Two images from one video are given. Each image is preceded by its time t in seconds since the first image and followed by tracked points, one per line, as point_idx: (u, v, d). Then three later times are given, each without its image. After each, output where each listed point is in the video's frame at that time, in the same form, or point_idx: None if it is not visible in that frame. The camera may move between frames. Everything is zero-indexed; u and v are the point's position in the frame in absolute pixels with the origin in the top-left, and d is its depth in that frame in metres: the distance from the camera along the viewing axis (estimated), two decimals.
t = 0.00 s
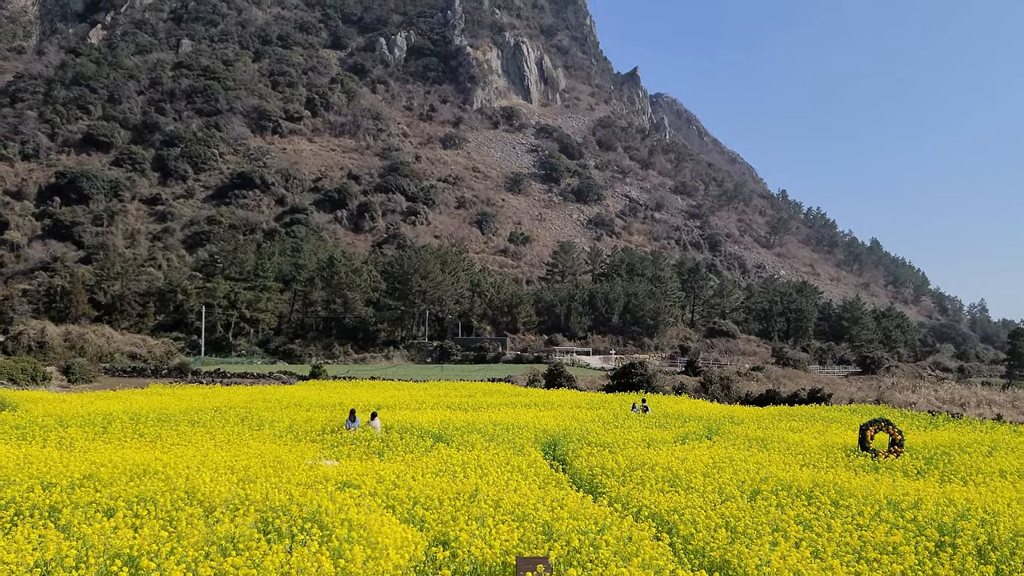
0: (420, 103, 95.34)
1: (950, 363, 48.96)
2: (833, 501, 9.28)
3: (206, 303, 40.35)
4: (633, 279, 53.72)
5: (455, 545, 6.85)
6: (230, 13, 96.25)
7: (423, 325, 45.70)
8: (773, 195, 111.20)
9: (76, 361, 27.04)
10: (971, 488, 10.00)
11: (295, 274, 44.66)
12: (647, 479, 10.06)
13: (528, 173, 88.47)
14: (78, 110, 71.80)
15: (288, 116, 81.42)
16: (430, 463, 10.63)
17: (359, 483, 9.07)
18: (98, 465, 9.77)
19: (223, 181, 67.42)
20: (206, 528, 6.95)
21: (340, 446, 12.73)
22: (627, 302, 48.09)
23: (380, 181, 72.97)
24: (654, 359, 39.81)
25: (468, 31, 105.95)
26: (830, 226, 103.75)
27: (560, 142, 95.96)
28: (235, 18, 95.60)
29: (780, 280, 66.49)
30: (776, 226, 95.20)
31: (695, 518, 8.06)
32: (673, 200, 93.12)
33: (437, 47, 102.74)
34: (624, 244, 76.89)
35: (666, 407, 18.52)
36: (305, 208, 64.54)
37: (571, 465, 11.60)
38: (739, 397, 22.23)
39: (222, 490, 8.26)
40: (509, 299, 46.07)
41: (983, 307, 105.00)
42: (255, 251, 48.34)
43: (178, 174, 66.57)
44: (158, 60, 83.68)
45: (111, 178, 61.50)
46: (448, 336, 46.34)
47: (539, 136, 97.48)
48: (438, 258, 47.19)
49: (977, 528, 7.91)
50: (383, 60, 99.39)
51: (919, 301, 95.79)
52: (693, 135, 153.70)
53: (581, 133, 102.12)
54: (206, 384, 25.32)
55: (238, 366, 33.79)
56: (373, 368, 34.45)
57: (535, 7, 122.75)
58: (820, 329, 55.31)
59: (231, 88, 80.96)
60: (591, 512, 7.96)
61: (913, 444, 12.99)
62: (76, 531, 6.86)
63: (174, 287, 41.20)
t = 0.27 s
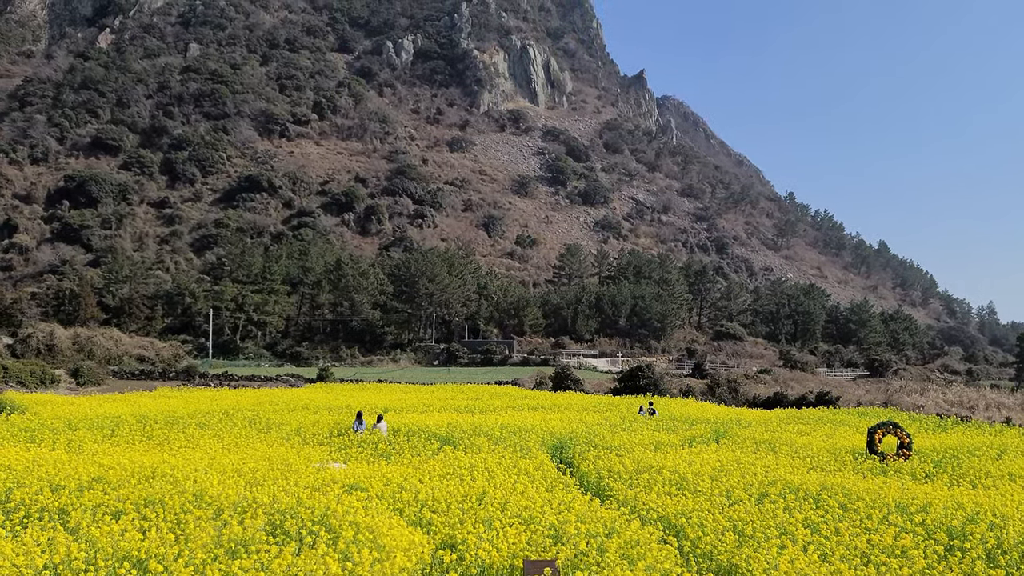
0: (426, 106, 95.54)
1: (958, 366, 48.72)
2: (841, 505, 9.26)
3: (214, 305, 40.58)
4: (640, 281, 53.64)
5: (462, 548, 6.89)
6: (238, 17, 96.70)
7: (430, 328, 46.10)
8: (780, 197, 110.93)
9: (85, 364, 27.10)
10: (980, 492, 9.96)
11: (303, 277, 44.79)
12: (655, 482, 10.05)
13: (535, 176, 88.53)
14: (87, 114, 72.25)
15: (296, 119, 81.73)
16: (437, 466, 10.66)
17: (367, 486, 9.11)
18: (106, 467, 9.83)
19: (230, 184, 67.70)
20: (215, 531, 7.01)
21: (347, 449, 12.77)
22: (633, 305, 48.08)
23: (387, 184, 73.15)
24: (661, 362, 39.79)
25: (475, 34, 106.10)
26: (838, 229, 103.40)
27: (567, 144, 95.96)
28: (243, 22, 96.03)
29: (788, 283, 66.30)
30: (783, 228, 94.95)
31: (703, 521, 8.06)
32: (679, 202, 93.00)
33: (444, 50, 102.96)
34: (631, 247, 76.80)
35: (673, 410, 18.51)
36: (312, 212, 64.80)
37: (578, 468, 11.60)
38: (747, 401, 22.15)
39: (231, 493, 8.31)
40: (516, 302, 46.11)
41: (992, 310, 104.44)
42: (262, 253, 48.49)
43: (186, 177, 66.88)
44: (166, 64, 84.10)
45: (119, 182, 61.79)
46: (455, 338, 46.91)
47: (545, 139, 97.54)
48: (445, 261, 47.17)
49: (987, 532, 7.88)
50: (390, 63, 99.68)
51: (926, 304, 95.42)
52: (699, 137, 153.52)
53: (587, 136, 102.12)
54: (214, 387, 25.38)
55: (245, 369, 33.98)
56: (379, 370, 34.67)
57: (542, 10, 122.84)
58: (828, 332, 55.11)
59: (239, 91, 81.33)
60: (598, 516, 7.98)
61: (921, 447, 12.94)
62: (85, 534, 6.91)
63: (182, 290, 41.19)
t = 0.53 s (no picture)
0: (433, 110, 95.72)
1: (967, 369, 48.49)
2: (849, 508, 9.23)
3: (222, 309, 40.35)
4: (648, 284, 53.58)
5: (470, 551, 6.91)
6: (246, 21, 97.10)
7: (437, 331, 45.68)
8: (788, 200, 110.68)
9: (94, 367, 27.40)
10: (990, 495, 9.91)
11: (310, 280, 45.02)
12: (662, 485, 10.05)
13: (542, 179, 88.58)
14: (96, 118, 72.66)
15: (303, 123, 82.09)
16: (445, 470, 10.68)
17: (374, 489, 9.13)
18: (115, 471, 9.88)
19: (238, 188, 67.98)
20: (223, 534, 7.05)
21: (354, 452, 12.80)
22: (640, 308, 48.05)
23: (394, 187, 73.32)
24: (669, 365, 39.76)
25: (482, 38, 106.26)
26: (846, 231, 103.06)
27: (574, 147, 96.08)
28: (251, 25, 96.41)
29: (795, 285, 66.10)
30: (791, 231, 94.65)
31: (711, 525, 8.06)
32: (687, 205, 92.83)
33: (451, 53, 103.20)
34: (638, 250, 76.77)
35: (681, 414, 18.48)
36: (320, 215, 65.03)
37: (586, 471, 11.60)
38: (754, 404, 22.07)
39: (238, 497, 8.35)
40: (523, 305, 46.18)
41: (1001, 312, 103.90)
42: (270, 257, 48.65)
43: (194, 181, 67.18)
44: (174, 68, 84.48)
45: (128, 186, 62.14)
46: (462, 341, 46.21)
47: (552, 142, 97.64)
48: (452, 264, 47.23)
49: (996, 535, 7.85)
50: (397, 66, 99.97)
51: (935, 307, 95.01)
52: (707, 140, 153.35)
53: (594, 139, 102.14)
54: (222, 390, 25.44)
55: (254, 372, 34.11)
56: (386, 373, 34.81)
57: (549, 13, 122.97)
58: (836, 335, 54.89)
59: (247, 95, 81.68)
60: (606, 519, 7.99)
61: (930, 451, 12.89)
62: (94, 537, 6.96)
63: (190, 294, 41.55)
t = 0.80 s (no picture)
0: (440, 114, 95.94)
1: (977, 373, 48.18)
2: (858, 513, 9.20)
3: (230, 313, 40.80)
4: (655, 288, 53.49)
5: (477, 555, 6.93)
6: (254, 26, 97.38)
7: (444, 335, 45.49)
8: (795, 203, 110.41)
9: (103, 371, 27.64)
10: (1000, 500, 9.85)
11: (317, 284, 45.18)
12: (670, 490, 10.04)
13: (549, 183, 88.65)
14: (104, 123, 73.10)
15: (311, 127, 82.46)
16: (452, 474, 10.70)
17: (381, 493, 9.16)
18: (123, 474, 9.94)
19: (246, 192, 68.31)
20: (231, 538, 7.08)
21: (361, 456, 12.84)
22: (648, 312, 48.00)
23: (401, 191, 73.48)
24: (676, 369, 39.69)
25: (489, 42, 106.41)
26: (854, 235, 102.69)
27: (581, 151, 96.12)
28: (259, 30, 96.74)
29: (803, 289, 65.92)
30: (798, 234, 94.32)
31: (719, 529, 8.04)
32: (694, 209, 92.70)
33: (458, 58, 103.45)
34: (645, 253, 76.67)
35: (688, 417, 18.45)
36: (327, 219, 65.29)
37: (593, 475, 11.60)
38: (762, 408, 22.06)
39: (246, 501, 8.39)
40: (530, 308, 46.18)
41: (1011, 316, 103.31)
42: (278, 261, 48.80)
43: (202, 186, 67.55)
44: (183, 73, 84.86)
45: (136, 190, 62.47)
46: (469, 346, 46.00)
47: (559, 146, 97.70)
48: (459, 268, 47.28)
49: (1007, 541, 7.80)
50: (405, 71, 100.31)
51: (944, 310, 94.56)
52: (714, 143, 153.20)
53: (601, 143, 102.16)
54: (230, 394, 25.60)
55: (261, 376, 34.25)
56: (394, 377, 34.82)
57: (556, 17, 123.11)
58: (844, 338, 54.67)
59: (255, 100, 82.03)
60: (613, 523, 7.99)
61: (939, 455, 12.82)
62: (102, 541, 7.00)
63: (198, 298, 41.85)
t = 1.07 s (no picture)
0: (448, 118, 96.16)
1: (986, 377, 47.93)
2: (866, 518, 9.18)
3: (238, 317, 41.08)
4: (663, 292, 53.41)
5: (484, 560, 6.95)
6: (262, 31, 97.76)
7: (451, 339, 45.59)
8: (804, 207, 110.05)
9: (111, 376, 27.70)
10: (1009, 506, 9.80)
11: (325, 288, 45.04)
12: (678, 494, 10.04)
13: (556, 188, 88.71)
14: (114, 128, 73.47)
15: (319, 132, 82.80)
16: (460, 478, 10.72)
17: (389, 498, 9.18)
18: (132, 478, 10.01)
19: (254, 197, 68.61)
20: (238, 542, 7.13)
21: (369, 460, 12.87)
22: (655, 316, 47.94)
23: (409, 196, 73.62)
24: (684, 373, 39.65)
25: (497, 46, 106.47)
26: (862, 239, 102.34)
27: (588, 155, 96.12)
28: (267, 36, 97.15)
29: (811, 293, 65.73)
30: (806, 238, 94.02)
31: (726, 534, 8.05)
32: (701, 213, 92.53)
33: (465, 62, 103.71)
34: (652, 258, 76.59)
35: (696, 422, 18.42)
36: (335, 224, 65.52)
37: (601, 480, 11.61)
38: (770, 412, 21.98)
39: (254, 505, 8.43)
40: (537, 312, 46.17)
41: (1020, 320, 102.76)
42: (286, 265, 48.91)
43: (210, 191, 67.91)
44: (191, 78, 85.04)
45: (145, 195, 62.82)
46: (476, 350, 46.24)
47: (566, 150, 97.75)
48: (466, 272, 47.33)
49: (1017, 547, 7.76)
50: (412, 76, 100.68)
51: (952, 315, 94.15)
52: (721, 147, 153.03)
53: (608, 147, 102.15)
54: (239, 398, 25.71)
55: (270, 380, 34.40)
56: (402, 382, 34.72)
57: (563, 22, 123.25)
58: (852, 343, 54.42)
59: (263, 105, 82.29)
60: (622, 528, 8.00)
61: (948, 460, 12.78)
62: (109, 545, 7.05)
63: (206, 302, 42.14)
